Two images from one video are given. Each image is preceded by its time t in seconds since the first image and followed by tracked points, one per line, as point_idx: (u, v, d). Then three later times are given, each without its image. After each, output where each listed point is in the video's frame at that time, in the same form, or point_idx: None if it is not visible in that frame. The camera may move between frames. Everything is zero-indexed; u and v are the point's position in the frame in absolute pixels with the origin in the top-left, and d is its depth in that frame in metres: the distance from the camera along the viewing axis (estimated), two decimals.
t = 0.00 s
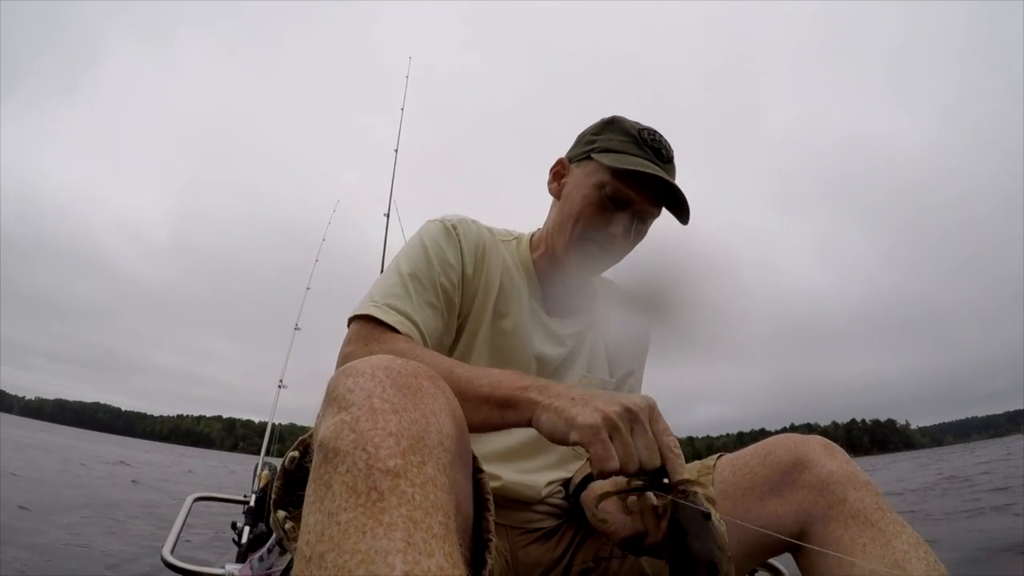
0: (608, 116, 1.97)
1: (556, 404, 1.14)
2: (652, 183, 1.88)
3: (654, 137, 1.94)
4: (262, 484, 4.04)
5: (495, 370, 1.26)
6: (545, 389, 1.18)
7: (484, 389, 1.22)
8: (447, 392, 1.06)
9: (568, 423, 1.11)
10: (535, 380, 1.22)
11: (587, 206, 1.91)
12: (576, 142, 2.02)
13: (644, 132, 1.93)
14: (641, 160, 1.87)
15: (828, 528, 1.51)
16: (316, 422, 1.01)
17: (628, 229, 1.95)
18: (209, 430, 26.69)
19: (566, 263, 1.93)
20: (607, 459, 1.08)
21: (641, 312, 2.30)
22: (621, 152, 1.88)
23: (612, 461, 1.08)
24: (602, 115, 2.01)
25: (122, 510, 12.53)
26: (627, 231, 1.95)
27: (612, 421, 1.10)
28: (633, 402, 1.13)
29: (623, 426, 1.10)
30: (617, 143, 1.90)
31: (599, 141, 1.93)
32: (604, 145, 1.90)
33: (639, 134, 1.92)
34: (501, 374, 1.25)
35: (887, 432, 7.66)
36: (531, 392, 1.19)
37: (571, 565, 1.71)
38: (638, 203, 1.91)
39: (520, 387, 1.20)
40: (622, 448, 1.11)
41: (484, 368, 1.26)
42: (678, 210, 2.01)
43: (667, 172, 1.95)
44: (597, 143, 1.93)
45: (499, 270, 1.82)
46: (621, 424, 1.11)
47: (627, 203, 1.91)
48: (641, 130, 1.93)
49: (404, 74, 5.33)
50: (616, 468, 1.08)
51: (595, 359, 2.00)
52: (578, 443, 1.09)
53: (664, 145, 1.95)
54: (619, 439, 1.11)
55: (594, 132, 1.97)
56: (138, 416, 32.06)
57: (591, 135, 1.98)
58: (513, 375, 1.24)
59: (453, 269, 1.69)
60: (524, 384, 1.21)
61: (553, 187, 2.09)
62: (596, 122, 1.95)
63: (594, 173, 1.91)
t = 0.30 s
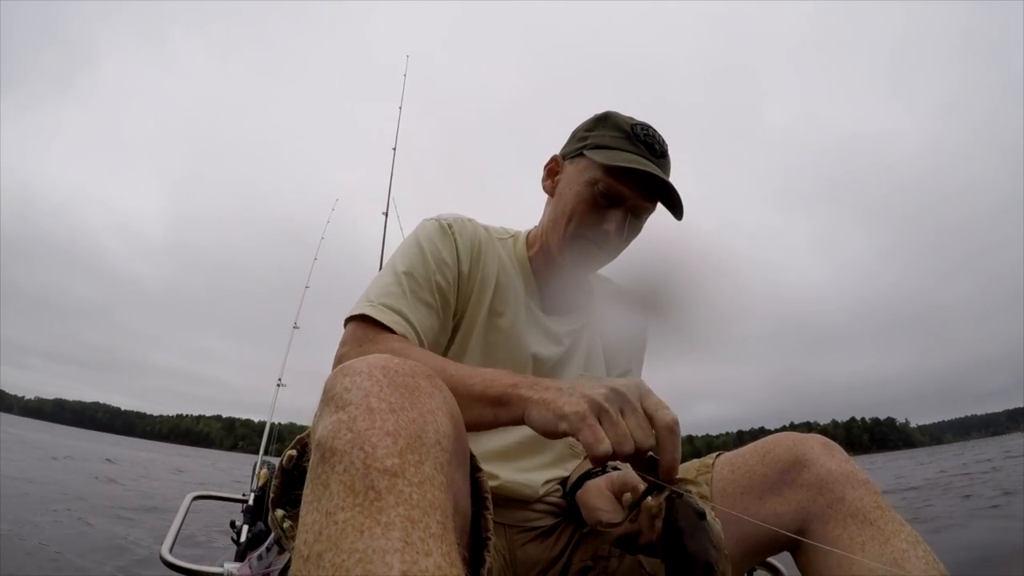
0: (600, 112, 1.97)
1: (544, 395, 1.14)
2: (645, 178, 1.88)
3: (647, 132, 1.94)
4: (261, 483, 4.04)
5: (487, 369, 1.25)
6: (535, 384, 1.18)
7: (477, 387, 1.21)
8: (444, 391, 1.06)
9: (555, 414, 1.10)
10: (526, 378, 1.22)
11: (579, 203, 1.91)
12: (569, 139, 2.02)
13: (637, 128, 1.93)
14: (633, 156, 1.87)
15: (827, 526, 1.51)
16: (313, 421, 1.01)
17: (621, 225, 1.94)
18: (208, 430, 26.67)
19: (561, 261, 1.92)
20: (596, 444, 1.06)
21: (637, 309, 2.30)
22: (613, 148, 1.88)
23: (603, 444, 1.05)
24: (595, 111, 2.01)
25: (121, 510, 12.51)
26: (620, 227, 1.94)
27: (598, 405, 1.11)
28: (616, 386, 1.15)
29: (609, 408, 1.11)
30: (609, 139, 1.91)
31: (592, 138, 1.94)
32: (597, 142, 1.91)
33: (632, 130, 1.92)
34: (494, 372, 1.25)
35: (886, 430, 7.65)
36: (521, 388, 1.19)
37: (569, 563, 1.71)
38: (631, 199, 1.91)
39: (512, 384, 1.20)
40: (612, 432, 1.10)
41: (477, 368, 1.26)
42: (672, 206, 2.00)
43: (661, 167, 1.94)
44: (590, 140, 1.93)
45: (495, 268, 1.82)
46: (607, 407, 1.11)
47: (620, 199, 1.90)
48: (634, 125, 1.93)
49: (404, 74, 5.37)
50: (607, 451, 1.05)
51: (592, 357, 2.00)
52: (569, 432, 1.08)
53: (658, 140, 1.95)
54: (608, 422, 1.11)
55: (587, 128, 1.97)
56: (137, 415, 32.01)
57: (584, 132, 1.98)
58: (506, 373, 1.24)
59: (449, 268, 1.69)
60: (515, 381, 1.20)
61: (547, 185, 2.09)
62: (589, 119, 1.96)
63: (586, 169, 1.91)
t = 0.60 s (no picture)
0: (598, 114, 1.97)
1: (536, 436, 1.14)
2: (642, 180, 1.87)
3: (644, 133, 1.94)
4: (260, 483, 4.03)
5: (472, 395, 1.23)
6: (522, 419, 1.17)
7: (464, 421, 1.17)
8: (446, 391, 1.06)
9: (552, 454, 1.12)
10: (513, 405, 1.20)
11: (577, 205, 1.91)
12: (567, 142, 2.02)
13: (634, 130, 1.93)
14: (630, 158, 1.87)
15: (827, 526, 1.51)
16: (316, 421, 1.00)
17: (619, 227, 1.94)
18: (207, 429, 26.67)
19: (560, 262, 1.92)
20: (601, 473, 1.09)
21: (637, 308, 2.30)
22: (610, 150, 1.88)
23: (607, 471, 1.08)
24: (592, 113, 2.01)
25: (121, 508, 12.51)
26: (618, 228, 1.94)
27: (588, 434, 1.11)
28: (600, 407, 1.12)
29: (600, 434, 1.11)
30: (606, 141, 1.91)
31: (589, 139, 1.94)
32: (594, 144, 1.91)
33: (629, 132, 1.91)
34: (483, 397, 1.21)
35: (886, 429, 7.65)
36: (511, 421, 1.17)
37: (569, 563, 1.70)
38: (628, 201, 1.91)
39: (502, 418, 1.17)
40: (611, 454, 1.11)
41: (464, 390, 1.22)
42: (670, 207, 2.00)
43: (658, 169, 1.94)
44: (587, 142, 1.93)
45: (495, 271, 1.82)
46: (598, 434, 1.11)
47: (617, 201, 1.90)
48: (631, 127, 1.93)
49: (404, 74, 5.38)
50: (614, 476, 1.08)
51: (592, 357, 2.00)
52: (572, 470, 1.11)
53: (654, 142, 1.95)
54: (604, 447, 1.11)
55: (585, 130, 1.97)
56: (135, 415, 31.97)
57: (582, 134, 1.98)
58: (493, 399, 1.21)
59: (449, 272, 1.68)
60: (500, 413, 1.18)
61: (545, 186, 2.09)
62: (587, 121, 1.96)
63: (584, 171, 1.91)
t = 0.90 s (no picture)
0: (602, 115, 1.96)
1: (539, 415, 1.14)
2: (644, 181, 1.87)
3: (648, 135, 1.93)
4: (261, 481, 4.03)
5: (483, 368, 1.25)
6: (529, 394, 1.18)
7: (473, 392, 1.21)
8: (446, 389, 1.05)
9: (546, 439, 1.11)
10: (523, 379, 1.21)
11: (579, 205, 1.91)
12: (571, 142, 2.02)
13: (638, 131, 1.92)
14: (633, 158, 1.86)
15: (827, 524, 1.51)
16: (316, 418, 1.00)
17: (621, 227, 1.94)
18: (207, 427, 26.68)
19: (563, 261, 1.93)
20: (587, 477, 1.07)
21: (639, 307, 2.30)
22: (613, 150, 1.88)
23: (593, 479, 1.06)
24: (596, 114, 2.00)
25: (121, 506, 12.52)
26: (620, 229, 1.94)
27: (587, 434, 1.10)
28: (607, 410, 1.12)
29: (598, 437, 1.10)
30: (610, 142, 1.90)
31: (593, 140, 1.93)
32: (597, 145, 1.90)
33: (633, 133, 1.90)
34: (491, 372, 1.23)
35: (885, 430, 7.66)
36: (519, 397, 1.18)
37: (568, 561, 1.71)
38: (630, 201, 1.90)
39: (509, 391, 1.19)
40: (602, 462, 1.09)
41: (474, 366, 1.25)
42: (672, 207, 1.99)
43: (661, 170, 1.93)
44: (590, 143, 1.93)
45: (501, 266, 1.82)
46: (596, 437, 1.10)
47: (620, 201, 1.90)
48: (636, 129, 1.92)
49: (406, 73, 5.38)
50: (597, 486, 1.06)
51: (594, 354, 2.00)
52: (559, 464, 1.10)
53: (657, 144, 1.94)
54: (597, 454, 1.10)
55: (589, 131, 1.96)
56: (135, 413, 31.98)
57: (586, 134, 1.97)
58: (502, 373, 1.23)
59: (456, 265, 1.69)
60: (509, 388, 1.20)
61: (549, 186, 2.09)
62: (591, 122, 1.95)
63: (587, 171, 1.91)
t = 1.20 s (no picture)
0: (591, 105, 1.96)
1: (589, 408, 1.15)
2: (634, 169, 1.86)
3: (637, 124, 1.92)
4: (262, 482, 4.03)
5: (536, 364, 1.27)
6: (582, 392, 1.19)
7: (521, 387, 1.23)
8: (448, 397, 1.05)
9: (591, 429, 1.11)
10: (577, 379, 1.22)
11: (570, 197, 1.90)
12: (560, 134, 2.01)
13: (627, 120, 1.91)
14: (622, 148, 1.85)
15: (829, 525, 1.51)
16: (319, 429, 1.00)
17: (613, 218, 1.93)
18: (207, 429, 26.68)
19: (557, 255, 1.92)
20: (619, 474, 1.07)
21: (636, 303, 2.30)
22: (601, 140, 1.87)
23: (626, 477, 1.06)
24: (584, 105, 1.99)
25: (120, 508, 12.50)
26: (612, 220, 1.93)
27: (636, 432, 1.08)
28: (662, 417, 1.09)
29: (645, 438, 1.07)
30: (599, 133, 1.89)
31: (582, 131, 1.93)
32: (586, 136, 1.90)
33: (622, 122, 1.90)
34: (541, 369, 1.26)
35: (885, 428, 7.66)
36: (570, 395, 1.19)
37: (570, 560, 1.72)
38: (621, 191, 1.89)
39: (560, 388, 1.21)
40: (640, 464, 1.08)
41: (520, 363, 1.27)
42: (663, 196, 1.98)
43: (651, 158, 1.93)
44: (579, 134, 1.92)
45: (501, 259, 1.82)
46: (644, 438, 1.08)
47: (611, 192, 1.89)
48: (624, 118, 1.92)
49: (404, 74, 5.39)
50: (627, 486, 1.06)
51: (594, 350, 2.00)
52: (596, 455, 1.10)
53: (647, 132, 1.93)
54: (638, 455, 1.08)
55: (578, 122, 1.96)
56: (136, 414, 31.97)
57: (575, 126, 1.97)
58: (553, 373, 1.25)
59: (462, 259, 1.69)
60: (561, 383, 1.22)
61: (540, 180, 2.09)
62: (579, 113, 1.95)
63: (576, 163, 1.90)
